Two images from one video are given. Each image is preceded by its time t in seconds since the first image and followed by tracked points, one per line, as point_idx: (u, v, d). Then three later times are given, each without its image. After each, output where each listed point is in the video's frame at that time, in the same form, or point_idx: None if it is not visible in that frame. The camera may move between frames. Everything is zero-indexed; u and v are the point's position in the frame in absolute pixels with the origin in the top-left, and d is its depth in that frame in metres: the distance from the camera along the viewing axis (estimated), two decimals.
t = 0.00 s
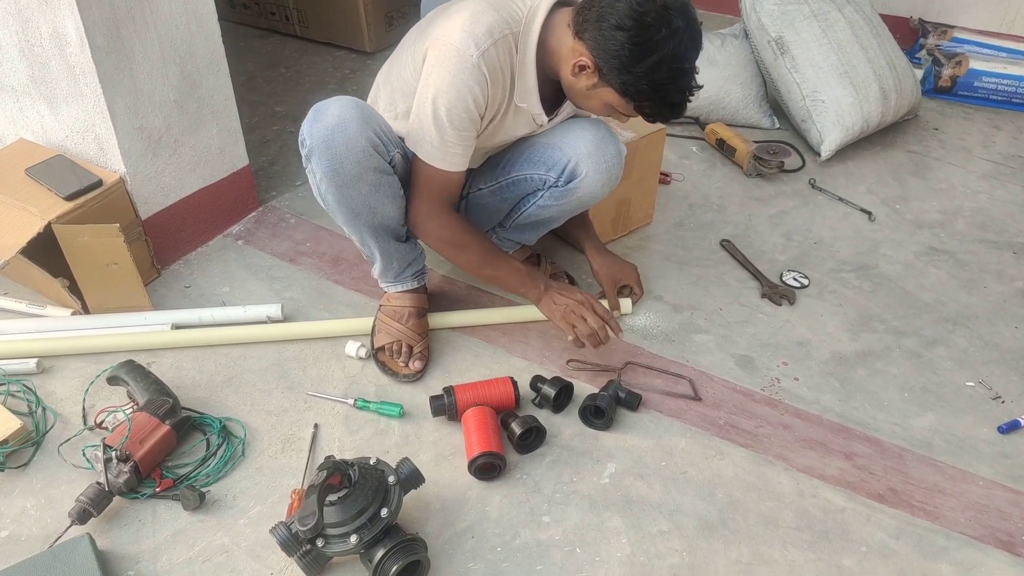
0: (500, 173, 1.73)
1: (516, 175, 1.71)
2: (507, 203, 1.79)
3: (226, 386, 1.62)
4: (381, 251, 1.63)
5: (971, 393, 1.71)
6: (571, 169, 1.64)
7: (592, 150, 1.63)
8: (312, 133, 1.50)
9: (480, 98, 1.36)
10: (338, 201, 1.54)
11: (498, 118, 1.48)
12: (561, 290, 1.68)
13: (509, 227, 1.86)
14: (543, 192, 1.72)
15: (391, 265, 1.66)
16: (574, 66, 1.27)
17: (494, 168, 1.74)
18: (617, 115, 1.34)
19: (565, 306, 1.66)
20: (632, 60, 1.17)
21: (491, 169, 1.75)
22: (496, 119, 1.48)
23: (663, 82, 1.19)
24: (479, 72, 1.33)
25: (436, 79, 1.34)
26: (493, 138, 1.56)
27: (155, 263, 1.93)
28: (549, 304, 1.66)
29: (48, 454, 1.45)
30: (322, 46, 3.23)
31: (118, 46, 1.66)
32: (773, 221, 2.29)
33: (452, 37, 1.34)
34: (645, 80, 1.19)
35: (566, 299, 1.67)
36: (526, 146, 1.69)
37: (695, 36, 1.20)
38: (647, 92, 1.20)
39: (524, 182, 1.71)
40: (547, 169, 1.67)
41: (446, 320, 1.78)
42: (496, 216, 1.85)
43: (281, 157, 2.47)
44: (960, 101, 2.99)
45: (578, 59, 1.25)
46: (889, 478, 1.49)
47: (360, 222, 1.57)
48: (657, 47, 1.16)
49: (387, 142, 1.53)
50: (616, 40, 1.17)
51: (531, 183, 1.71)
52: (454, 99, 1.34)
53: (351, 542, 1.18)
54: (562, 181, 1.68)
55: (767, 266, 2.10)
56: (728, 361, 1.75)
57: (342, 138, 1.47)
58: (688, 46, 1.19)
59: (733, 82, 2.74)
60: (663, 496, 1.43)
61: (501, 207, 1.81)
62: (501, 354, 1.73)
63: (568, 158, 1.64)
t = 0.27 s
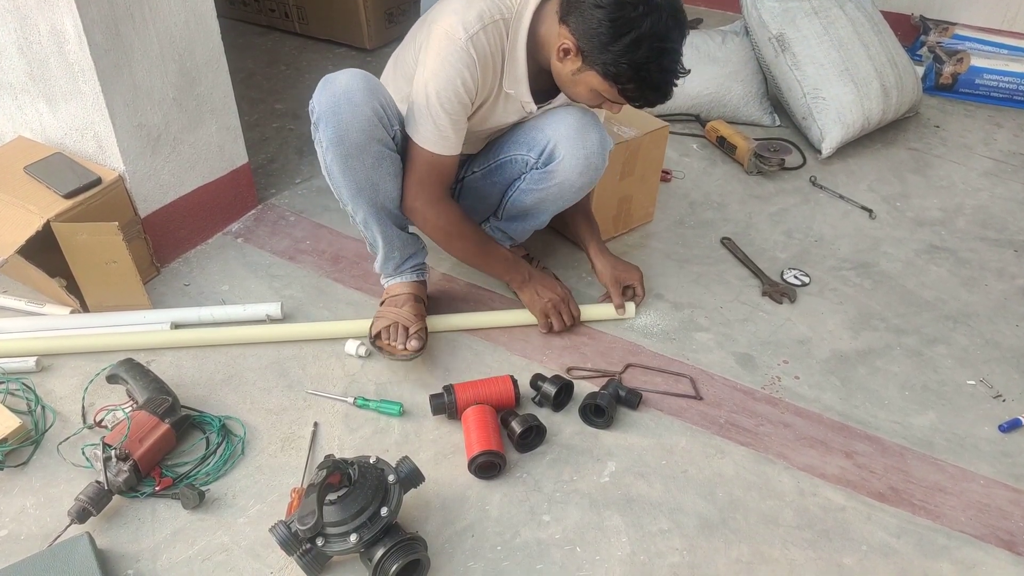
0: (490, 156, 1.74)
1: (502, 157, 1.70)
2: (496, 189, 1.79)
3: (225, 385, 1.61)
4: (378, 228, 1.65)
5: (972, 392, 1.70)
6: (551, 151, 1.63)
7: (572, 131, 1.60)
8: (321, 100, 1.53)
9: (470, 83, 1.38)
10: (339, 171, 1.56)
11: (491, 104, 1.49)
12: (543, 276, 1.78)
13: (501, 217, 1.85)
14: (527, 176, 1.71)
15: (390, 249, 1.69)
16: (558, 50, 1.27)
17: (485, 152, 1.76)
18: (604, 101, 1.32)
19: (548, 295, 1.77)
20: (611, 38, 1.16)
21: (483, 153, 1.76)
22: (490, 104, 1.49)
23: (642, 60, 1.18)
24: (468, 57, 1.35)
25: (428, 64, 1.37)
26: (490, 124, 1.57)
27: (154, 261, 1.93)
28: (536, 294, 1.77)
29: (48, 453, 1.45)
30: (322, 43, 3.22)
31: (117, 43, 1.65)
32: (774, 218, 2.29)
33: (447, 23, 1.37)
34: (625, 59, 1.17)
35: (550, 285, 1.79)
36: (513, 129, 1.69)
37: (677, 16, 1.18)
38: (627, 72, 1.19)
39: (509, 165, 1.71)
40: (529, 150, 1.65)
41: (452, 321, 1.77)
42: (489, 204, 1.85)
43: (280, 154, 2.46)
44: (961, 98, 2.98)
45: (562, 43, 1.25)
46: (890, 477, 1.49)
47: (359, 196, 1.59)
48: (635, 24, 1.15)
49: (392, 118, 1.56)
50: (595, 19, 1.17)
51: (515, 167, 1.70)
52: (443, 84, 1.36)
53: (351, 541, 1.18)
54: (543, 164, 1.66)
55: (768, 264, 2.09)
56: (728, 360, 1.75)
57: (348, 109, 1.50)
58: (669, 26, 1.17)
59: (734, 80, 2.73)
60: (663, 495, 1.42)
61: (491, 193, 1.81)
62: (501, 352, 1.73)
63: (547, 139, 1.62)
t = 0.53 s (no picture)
0: (497, 155, 1.73)
1: (508, 158, 1.70)
2: (499, 190, 1.78)
3: (225, 385, 1.61)
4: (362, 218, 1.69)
5: (972, 392, 1.70)
6: (560, 157, 1.63)
7: (583, 139, 1.61)
8: (298, 93, 1.60)
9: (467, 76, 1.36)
10: (320, 162, 1.62)
11: (489, 97, 1.49)
12: (538, 282, 1.64)
13: (501, 218, 1.84)
14: (532, 180, 1.70)
15: (375, 241, 1.73)
16: (558, 45, 1.26)
17: (493, 151, 1.75)
18: (603, 98, 1.31)
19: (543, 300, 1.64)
20: (611, 32, 1.16)
21: (491, 152, 1.76)
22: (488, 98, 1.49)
23: (641, 55, 1.16)
24: (466, 50, 1.34)
25: (426, 56, 1.35)
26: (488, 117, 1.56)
27: (154, 261, 1.93)
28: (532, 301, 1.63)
29: (47, 453, 1.45)
30: (321, 43, 3.22)
31: (116, 43, 1.65)
32: (773, 219, 2.29)
33: (447, 16, 1.36)
34: (624, 54, 1.16)
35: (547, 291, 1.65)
36: (524, 132, 1.69)
37: (678, 13, 1.17)
38: (626, 67, 1.18)
39: (515, 167, 1.70)
40: (536, 154, 1.65)
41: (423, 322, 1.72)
42: (490, 204, 1.84)
43: (280, 154, 2.46)
44: (960, 98, 2.98)
45: (562, 37, 1.24)
46: (889, 477, 1.49)
47: (340, 185, 1.64)
48: (636, 18, 1.14)
49: (370, 109, 1.61)
50: (595, 12, 1.16)
51: (522, 170, 1.70)
52: (441, 75, 1.33)
53: (351, 542, 1.18)
54: (550, 169, 1.66)
55: (767, 264, 2.09)
56: (728, 360, 1.75)
57: (321, 99, 1.56)
58: (670, 21, 1.16)
59: (734, 80, 2.73)
60: (663, 495, 1.42)
61: (494, 193, 1.80)
62: (500, 352, 1.73)
63: (558, 146, 1.62)
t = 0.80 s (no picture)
0: (494, 155, 1.73)
1: (505, 160, 1.70)
2: (496, 192, 1.78)
3: (225, 386, 1.62)
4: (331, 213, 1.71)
5: (971, 393, 1.71)
6: (557, 162, 1.63)
7: (579, 144, 1.62)
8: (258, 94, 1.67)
9: (463, 85, 1.37)
10: (284, 158, 1.68)
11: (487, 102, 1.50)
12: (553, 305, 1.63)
13: (500, 220, 1.83)
14: (531, 183, 1.71)
15: (347, 237, 1.74)
16: (541, 45, 1.26)
17: (490, 151, 1.74)
18: (582, 105, 1.29)
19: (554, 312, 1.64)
20: (588, 32, 1.15)
21: (489, 152, 1.75)
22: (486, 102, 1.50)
23: (616, 60, 1.15)
24: (459, 59, 1.35)
25: (422, 68, 1.36)
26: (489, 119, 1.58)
27: (155, 263, 1.93)
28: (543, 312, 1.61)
29: (48, 454, 1.45)
30: (322, 45, 3.22)
31: (117, 45, 1.66)
32: (773, 220, 2.29)
33: (439, 26, 1.37)
34: (598, 56, 1.16)
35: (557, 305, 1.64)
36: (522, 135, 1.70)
37: (662, 26, 1.16)
38: (600, 70, 1.17)
39: (512, 169, 1.71)
40: (533, 157, 1.66)
41: (403, 321, 1.68)
42: (486, 205, 1.83)
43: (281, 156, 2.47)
44: (960, 100, 2.99)
45: (545, 37, 1.25)
46: (889, 478, 1.49)
47: (303, 180, 1.68)
48: (615, 21, 1.14)
49: (322, 105, 1.63)
50: (578, 12, 1.17)
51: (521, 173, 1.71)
52: (437, 85, 1.34)
53: (351, 543, 1.18)
54: (547, 173, 1.67)
55: (767, 266, 2.09)
56: (728, 361, 1.75)
57: (269, 99, 1.62)
58: (650, 30, 1.15)
59: (733, 82, 2.74)
60: (663, 496, 1.43)
61: (491, 195, 1.80)
62: (501, 353, 1.73)
63: (555, 151, 1.63)
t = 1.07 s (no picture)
0: (474, 164, 1.73)
1: (483, 168, 1.71)
2: (479, 199, 1.79)
3: (226, 389, 1.62)
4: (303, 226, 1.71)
5: (969, 396, 1.71)
6: (528, 166, 1.63)
7: (549, 147, 1.61)
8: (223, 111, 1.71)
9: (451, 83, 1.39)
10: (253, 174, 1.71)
11: (477, 103, 1.52)
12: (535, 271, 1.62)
13: (489, 226, 1.85)
14: (509, 189, 1.71)
15: (321, 249, 1.73)
16: (530, 34, 1.27)
17: (472, 159, 1.75)
18: (565, 99, 1.28)
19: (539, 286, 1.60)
20: (572, 18, 1.15)
21: (470, 160, 1.75)
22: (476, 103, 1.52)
23: (596, 50, 1.14)
24: (449, 58, 1.36)
25: (411, 64, 1.38)
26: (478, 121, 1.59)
27: (156, 266, 1.94)
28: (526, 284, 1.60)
29: (49, 456, 1.46)
30: (322, 50, 3.24)
31: (119, 49, 1.67)
32: (772, 224, 2.30)
33: (432, 23, 1.38)
34: (580, 43, 1.15)
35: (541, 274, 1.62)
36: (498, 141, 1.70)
37: (646, 21, 1.15)
38: (581, 59, 1.16)
39: (489, 176, 1.71)
40: (507, 163, 1.66)
41: (387, 311, 1.62)
42: (474, 212, 1.85)
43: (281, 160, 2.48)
44: (958, 104, 3.00)
45: (534, 26, 1.25)
46: (888, 481, 1.49)
47: (272, 196, 1.70)
48: (598, 10, 1.13)
49: (277, 121, 1.65)
50: None
51: (497, 179, 1.71)
52: (423, 83, 1.36)
53: (352, 544, 1.18)
54: (521, 178, 1.67)
55: (766, 269, 2.10)
56: (727, 364, 1.75)
57: (226, 115, 1.65)
58: (634, 23, 1.14)
59: (732, 86, 2.75)
60: (663, 499, 1.43)
61: (475, 202, 1.81)
62: (500, 356, 1.74)
63: (526, 155, 1.63)
